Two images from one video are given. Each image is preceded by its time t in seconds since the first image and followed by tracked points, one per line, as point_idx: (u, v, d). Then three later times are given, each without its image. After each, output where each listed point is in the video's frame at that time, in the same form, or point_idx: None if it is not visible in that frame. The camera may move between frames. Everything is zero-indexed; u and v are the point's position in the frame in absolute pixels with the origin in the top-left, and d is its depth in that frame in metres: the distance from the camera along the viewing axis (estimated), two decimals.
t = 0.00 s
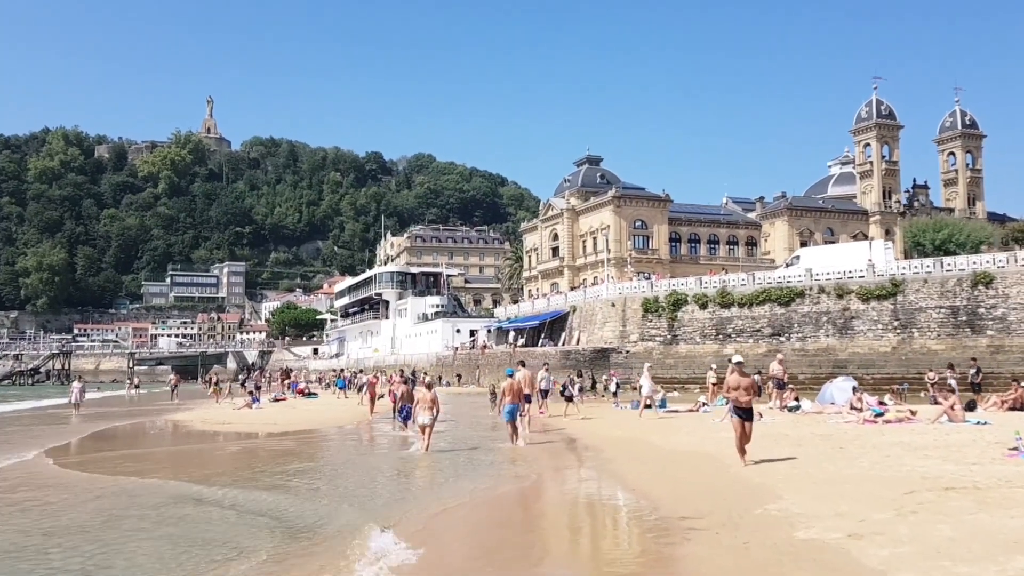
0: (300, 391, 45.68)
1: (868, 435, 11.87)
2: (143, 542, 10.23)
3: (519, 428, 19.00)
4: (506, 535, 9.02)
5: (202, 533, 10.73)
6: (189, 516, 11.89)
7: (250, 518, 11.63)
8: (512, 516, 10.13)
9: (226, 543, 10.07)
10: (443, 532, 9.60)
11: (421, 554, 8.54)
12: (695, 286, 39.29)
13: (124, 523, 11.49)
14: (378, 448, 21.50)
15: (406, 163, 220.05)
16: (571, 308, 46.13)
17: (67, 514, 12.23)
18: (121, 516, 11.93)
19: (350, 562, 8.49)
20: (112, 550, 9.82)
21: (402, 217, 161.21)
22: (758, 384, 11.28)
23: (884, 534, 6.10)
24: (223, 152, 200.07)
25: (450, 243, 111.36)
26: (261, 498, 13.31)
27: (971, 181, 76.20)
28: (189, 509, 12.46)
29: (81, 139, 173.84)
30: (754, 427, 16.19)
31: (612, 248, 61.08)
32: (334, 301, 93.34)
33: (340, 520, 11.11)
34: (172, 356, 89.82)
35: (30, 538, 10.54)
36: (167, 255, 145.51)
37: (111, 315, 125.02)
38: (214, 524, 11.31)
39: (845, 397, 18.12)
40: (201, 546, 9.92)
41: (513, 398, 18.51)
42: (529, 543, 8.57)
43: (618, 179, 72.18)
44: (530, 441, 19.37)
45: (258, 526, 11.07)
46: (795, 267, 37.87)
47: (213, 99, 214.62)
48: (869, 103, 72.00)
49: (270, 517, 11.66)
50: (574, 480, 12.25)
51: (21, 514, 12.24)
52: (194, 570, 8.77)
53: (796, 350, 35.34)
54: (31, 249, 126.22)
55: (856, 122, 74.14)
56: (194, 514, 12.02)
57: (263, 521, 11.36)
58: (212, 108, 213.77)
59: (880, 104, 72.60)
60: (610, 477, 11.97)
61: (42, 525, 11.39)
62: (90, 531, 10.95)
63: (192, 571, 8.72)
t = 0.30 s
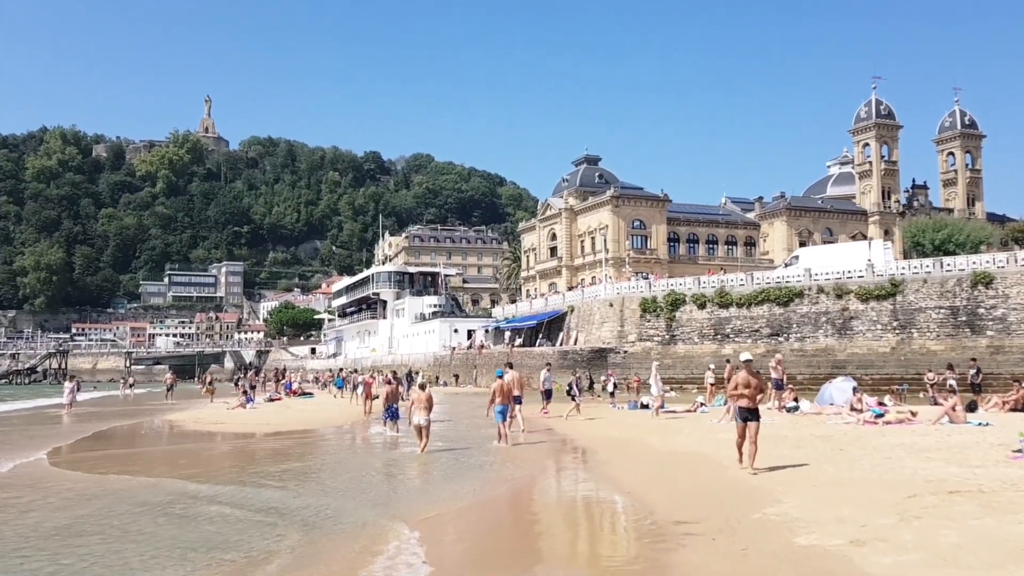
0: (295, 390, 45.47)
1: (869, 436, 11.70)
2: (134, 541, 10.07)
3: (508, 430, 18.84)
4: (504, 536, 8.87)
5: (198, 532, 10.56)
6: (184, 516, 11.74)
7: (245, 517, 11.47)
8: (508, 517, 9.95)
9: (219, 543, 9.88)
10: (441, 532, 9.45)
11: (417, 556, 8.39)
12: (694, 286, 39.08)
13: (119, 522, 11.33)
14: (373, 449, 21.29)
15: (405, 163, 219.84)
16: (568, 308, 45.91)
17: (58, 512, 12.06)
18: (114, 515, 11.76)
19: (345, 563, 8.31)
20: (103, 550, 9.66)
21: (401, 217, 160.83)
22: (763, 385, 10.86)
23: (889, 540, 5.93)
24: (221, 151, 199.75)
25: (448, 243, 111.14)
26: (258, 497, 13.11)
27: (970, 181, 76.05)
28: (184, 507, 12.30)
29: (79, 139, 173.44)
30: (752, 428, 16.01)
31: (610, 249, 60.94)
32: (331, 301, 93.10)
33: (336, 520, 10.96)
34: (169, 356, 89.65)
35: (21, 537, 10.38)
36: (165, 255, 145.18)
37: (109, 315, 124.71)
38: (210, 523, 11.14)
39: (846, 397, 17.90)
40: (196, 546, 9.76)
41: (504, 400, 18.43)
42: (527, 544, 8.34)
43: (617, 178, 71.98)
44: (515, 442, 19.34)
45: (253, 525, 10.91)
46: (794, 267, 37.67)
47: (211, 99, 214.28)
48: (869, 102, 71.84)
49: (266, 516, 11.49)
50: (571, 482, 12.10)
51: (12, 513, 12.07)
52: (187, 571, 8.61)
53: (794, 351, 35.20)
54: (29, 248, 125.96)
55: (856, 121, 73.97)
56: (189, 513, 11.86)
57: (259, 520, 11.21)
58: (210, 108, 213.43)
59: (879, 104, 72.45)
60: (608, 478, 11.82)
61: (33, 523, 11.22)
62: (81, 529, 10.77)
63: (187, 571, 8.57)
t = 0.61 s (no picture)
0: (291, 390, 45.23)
1: (871, 437, 11.52)
2: (129, 542, 9.95)
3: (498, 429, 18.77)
4: (501, 538, 8.75)
5: (192, 532, 10.44)
6: (178, 516, 11.61)
7: (242, 517, 11.35)
8: (504, 519, 9.78)
9: (212, 544, 9.71)
10: (439, 533, 9.32)
11: (415, 556, 8.27)
12: (693, 286, 38.89)
13: (112, 522, 11.19)
14: (370, 449, 21.07)
15: (403, 163, 219.60)
16: (567, 307, 45.67)
17: (49, 513, 11.93)
18: (108, 516, 11.62)
19: (340, 565, 8.15)
20: (95, 551, 9.51)
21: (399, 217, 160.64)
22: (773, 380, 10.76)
23: (897, 549, 5.77)
24: (220, 151, 199.46)
25: (446, 242, 110.86)
26: (252, 499, 12.94)
27: (969, 181, 75.90)
28: (178, 509, 12.17)
29: (78, 138, 173.00)
30: (753, 428, 15.81)
31: (608, 248, 60.78)
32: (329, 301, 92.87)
33: (332, 520, 10.85)
34: (167, 355, 89.48)
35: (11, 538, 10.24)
36: (163, 254, 145.06)
37: (108, 314, 124.56)
38: (206, 524, 11.02)
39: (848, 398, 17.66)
40: (189, 547, 9.60)
41: (496, 400, 18.48)
42: (524, 547, 8.15)
43: (616, 178, 71.77)
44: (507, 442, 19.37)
45: (249, 525, 10.77)
46: (794, 266, 37.49)
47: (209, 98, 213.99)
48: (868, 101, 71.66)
49: (261, 517, 11.35)
50: (568, 482, 11.98)
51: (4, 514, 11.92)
52: (180, 572, 8.44)
53: (794, 350, 35.05)
54: (27, 247, 125.84)
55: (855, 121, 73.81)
56: (182, 513, 11.72)
57: (255, 520, 11.09)
58: (208, 106, 213.13)
59: (879, 104, 72.29)
60: (605, 479, 11.68)
61: (23, 524, 11.08)
62: (73, 530, 10.66)
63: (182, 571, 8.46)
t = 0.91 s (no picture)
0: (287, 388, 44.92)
1: (876, 437, 11.31)
2: (120, 543, 9.75)
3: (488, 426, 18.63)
4: (498, 539, 8.56)
5: (185, 533, 10.24)
6: (172, 515, 11.41)
7: (236, 517, 11.15)
8: (501, 520, 9.59)
9: (205, 545, 9.51)
10: (435, 534, 9.14)
11: (413, 558, 8.08)
12: (692, 285, 38.70)
13: (103, 523, 10.99)
14: (366, 448, 20.85)
15: (403, 161, 219.41)
16: (566, 306, 45.46)
17: (40, 512, 11.74)
18: (98, 516, 11.43)
19: (334, 568, 7.96)
20: (86, 551, 9.32)
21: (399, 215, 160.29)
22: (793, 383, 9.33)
23: (909, 556, 5.58)
24: (219, 149, 199.21)
25: (445, 241, 110.61)
26: (246, 498, 12.71)
27: (970, 180, 75.70)
28: (171, 508, 11.98)
29: (76, 136, 172.62)
30: (754, 429, 15.61)
31: (608, 246, 60.60)
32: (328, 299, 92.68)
33: (327, 520, 10.67)
34: (165, 354, 89.22)
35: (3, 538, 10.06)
36: (162, 252, 144.80)
37: (107, 313, 124.18)
38: (199, 523, 10.83)
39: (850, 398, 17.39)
40: (182, 547, 9.41)
41: (488, 399, 18.34)
42: (523, 548, 7.94)
43: (615, 176, 71.55)
44: (495, 441, 19.21)
45: (243, 525, 10.58)
46: (794, 265, 37.30)
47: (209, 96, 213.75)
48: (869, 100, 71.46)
49: (255, 517, 11.17)
50: (567, 482, 11.78)
51: None
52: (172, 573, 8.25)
53: (794, 350, 34.85)
54: (26, 245, 125.63)
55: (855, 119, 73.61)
56: (175, 514, 11.55)
57: (248, 520, 10.89)
58: (208, 105, 212.88)
59: (879, 102, 72.10)
60: (605, 479, 11.47)
61: (13, 522, 10.90)
62: (63, 530, 10.47)
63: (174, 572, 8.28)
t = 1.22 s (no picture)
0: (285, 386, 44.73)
1: (879, 437, 11.13)
2: (113, 543, 9.59)
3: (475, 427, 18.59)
4: (496, 541, 8.39)
5: (179, 534, 10.09)
6: (166, 516, 11.25)
7: (230, 517, 10.99)
8: (499, 520, 9.41)
9: (200, 546, 9.32)
10: (433, 535, 8.97)
11: (410, 560, 7.91)
12: (692, 283, 38.55)
13: (96, 523, 10.81)
14: (363, 447, 20.66)
15: (402, 160, 219.33)
16: (565, 305, 45.26)
17: (33, 512, 11.58)
18: (91, 517, 11.27)
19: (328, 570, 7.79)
20: (77, 552, 9.14)
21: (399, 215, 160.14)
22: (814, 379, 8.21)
23: (920, 561, 5.40)
24: (218, 148, 198.98)
25: (445, 240, 110.46)
26: (240, 498, 12.51)
27: (970, 177, 75.52)
28: (165, 509, 11.81)
29: (75, 136, 172.34)
30: (755, 428, 15.43)
31: (608, 245, 60.50)
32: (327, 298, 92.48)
33: (323, 519, 10.50)
34: (164, 353, 88.93)
35: None
36: (161, 252, 144.69)
37: (106, 313, 123.87)
38: (193, 524, 10.65)
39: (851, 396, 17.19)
40: (175, 548, 9.24)
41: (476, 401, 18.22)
42: (520, 550, 7.77)
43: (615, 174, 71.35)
44: (489, 441, 19.00)
45: (237, 526, 10.40)
46: (794, 262, 37.10)
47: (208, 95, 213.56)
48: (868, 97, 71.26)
49: (250, 517, 11.00)
50: (567, 482, 11.62)
51: None
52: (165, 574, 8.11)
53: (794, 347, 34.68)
54: (24, 245, 125.50)
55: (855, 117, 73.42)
56: (169, 514, 11.37)
57: (242, 520, 10.72)
58: (206, 104, 212.72)
59: (879, 99, 71.90)
60: (604, 479, 11.29)
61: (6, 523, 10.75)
62: (54, 532, 10.29)
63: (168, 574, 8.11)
